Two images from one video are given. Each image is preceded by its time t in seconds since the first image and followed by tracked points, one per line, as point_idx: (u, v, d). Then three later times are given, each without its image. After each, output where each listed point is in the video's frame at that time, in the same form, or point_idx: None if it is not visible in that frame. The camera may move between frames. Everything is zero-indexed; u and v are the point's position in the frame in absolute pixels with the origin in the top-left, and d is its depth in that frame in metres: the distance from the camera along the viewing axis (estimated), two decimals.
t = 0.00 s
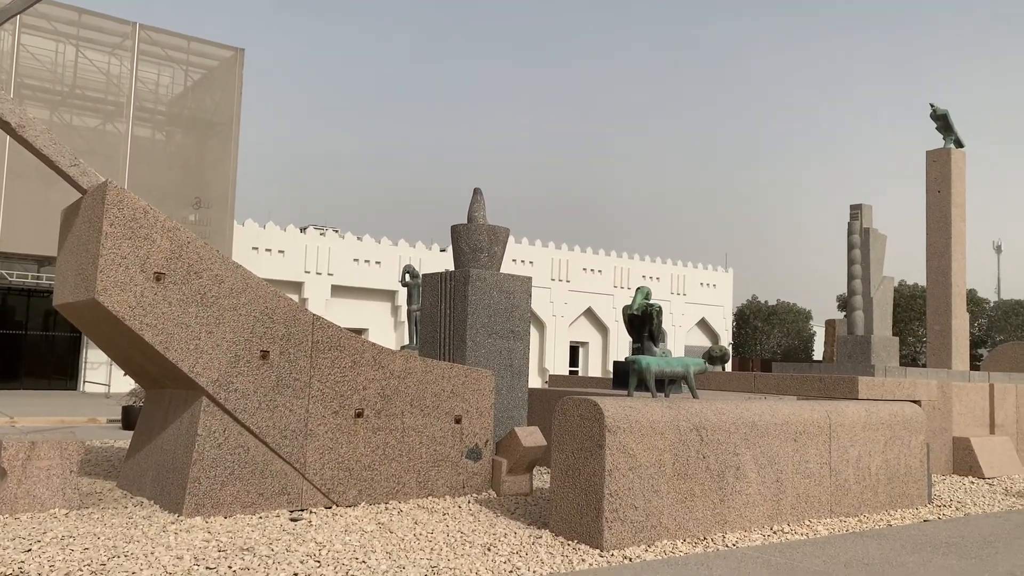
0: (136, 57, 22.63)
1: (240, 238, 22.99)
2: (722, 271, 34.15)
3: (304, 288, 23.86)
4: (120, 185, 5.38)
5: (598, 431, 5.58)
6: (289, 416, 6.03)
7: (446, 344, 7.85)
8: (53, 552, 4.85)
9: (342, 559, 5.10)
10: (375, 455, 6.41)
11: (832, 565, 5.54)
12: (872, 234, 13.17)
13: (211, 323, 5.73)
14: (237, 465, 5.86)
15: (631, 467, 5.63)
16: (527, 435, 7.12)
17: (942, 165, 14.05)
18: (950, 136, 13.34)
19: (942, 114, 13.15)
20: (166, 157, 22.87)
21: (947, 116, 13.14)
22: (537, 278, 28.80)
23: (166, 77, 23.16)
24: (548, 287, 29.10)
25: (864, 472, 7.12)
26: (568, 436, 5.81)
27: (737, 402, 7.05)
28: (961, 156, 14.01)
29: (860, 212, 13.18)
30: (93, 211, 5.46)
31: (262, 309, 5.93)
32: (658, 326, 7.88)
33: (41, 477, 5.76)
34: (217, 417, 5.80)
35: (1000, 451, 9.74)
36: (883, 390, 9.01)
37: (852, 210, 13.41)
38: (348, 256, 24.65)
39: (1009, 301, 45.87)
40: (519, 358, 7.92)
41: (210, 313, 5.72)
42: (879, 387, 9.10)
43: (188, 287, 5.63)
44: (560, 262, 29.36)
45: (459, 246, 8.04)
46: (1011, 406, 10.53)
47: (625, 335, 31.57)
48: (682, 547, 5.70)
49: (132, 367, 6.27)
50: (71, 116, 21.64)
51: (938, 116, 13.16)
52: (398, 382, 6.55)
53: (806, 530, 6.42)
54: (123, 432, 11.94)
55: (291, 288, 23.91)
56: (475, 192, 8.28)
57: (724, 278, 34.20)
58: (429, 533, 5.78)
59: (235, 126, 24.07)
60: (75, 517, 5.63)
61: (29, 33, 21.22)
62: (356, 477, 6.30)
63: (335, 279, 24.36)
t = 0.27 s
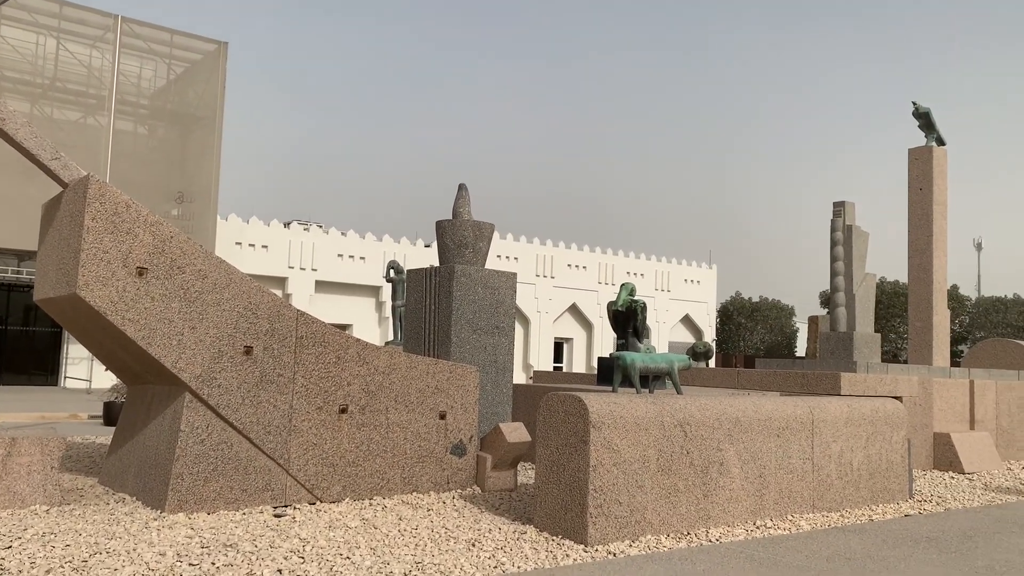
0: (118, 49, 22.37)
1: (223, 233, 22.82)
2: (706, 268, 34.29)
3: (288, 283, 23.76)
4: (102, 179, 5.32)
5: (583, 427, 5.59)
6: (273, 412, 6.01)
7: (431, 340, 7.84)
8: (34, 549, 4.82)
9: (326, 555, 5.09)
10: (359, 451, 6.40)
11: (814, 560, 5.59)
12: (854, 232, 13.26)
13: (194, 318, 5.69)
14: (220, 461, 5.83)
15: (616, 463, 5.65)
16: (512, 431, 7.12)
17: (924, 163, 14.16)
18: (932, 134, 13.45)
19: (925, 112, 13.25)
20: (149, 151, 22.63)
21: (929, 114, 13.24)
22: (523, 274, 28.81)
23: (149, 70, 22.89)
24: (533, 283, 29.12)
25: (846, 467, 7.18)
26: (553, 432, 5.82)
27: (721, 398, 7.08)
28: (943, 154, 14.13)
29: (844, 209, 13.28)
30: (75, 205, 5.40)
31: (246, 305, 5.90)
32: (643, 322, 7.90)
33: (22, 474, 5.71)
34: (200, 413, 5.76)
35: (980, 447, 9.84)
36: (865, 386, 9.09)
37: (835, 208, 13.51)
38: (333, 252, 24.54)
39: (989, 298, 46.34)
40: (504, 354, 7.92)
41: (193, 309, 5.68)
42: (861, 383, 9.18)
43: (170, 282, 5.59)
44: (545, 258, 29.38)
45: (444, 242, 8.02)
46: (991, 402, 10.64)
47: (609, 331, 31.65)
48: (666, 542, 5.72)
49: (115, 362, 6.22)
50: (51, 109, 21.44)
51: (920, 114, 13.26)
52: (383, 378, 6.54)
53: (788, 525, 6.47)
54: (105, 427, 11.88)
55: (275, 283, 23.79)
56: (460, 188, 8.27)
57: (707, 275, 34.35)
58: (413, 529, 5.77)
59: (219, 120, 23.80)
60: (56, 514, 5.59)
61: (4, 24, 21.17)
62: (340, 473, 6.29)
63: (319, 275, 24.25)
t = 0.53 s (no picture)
0: (97, 48, 22.16)
1: (204, 233, 22.67)
2: (687, 267, 34.46)
3: (269, 283, 23.66)
4: (81, 179, 5.28)
5: (565, 427, 5.61)
6: (254, 413, 5.98)
7: (413, 340, 7.83)
8: (12, 552, 4.77)
9: (308, 556, 5.08)
10: (342, 452, 6.39)
11: (794, 557, 5.64)
12: (834, 231, 13.38)
13: (175, 319, 5.66)
14: (201, 462, 5.80)
15: (598, 462, 5.67)
16: (495, 431, 7.13)
17: (903, 163, 14.31)
18: (910, 135, 13.59)
19: (903, 113, 13.39)
20: (128, 150, 22.41)
21: (908, 115, 13.38)
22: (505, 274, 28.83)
23: (129, 69, 22.72)
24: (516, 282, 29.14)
25: (826, 465, 7.25)
26: (535, 432, 5.84)
27: (702, 397, 7.13)
28: (920, 154, 14.28)
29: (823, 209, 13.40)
30: (53, 205, 5.35)
31: (227, 305, 5.87)
32: (625, 321, 7.93)
33: None
34: (180, 415, 5.73)
35: (957, 444, 9.96)
36: (845, 384, 9.18)
37: (814, 208, 13.63)
38: (313, 252, 24.48)
39: (966, 296, 46.89)
40: (487, 353, 7.92)
41: (174, 310, 5.65)
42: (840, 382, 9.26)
43: (151, 283, 5.56)
44: (528, 258, 29.41)
45: (427, 242, 8.02)
46: (968, 400, 10.78)
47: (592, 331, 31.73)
48: (648, 541, 5.76)
49: (94, 364, 6.17)
50: (29, 108, 21.16)
51: (898, 115, 13.39)
52: (365, 378, 6.53)
53: (769, 523, 6.52)
54: (84, 429, 11.77)
55: (255, 284, 23.70)
56: (442, 188, 8.27)
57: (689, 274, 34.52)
58: (396, 530, 5.77)
59: (199, 120, 23.61)
60: (35, 517, 5.54)
61: None
62: (322, 474, 6.27)
63: (301, 275, 24.17)
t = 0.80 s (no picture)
0: (71, 49, 21.90)
1: (180, 236, 22.48)
2: (666, 269, 34.62)
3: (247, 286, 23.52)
4: (54, 181, 5.22)
5: (543, 429, 5.62)
6: (231, 417, 5.94)
7: (392, 343, 7.81)
8: None
9: (285, 560, 5.05)
10: (319, 455, 6.36)
11: (771, 557, 5.68)
12: (810, 233, 13.50)
13: (150, 322, 5.61)
14: (177, 467, 5.75)
15: (576, 464, 5.68)
16: (474, 434, 7.13)
17: (877, 165, 14.46)
18: (884, 138, 13.74)
19: (877, 116, 13.54)
20: (103, 152, 22.17)
21: (882, 117, 13.53)
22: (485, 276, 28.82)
23: (103, 70, 22.49)
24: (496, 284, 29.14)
25: (802, 465, 7.31)
26: (514, 434, 5.84)
27: (679, 397, 7.16)
28: (895, 157, 14.44)
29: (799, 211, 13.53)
30: (25, 208, 5.28)
31: (203, 309, 5.83)
32: (603, 323, 7.95)
33: None
34: (156, 419, 5.68)
35: (931, 444, 10.08)
36: (821, 385, 9.26)
37: (790, 210, 13.75)
38: (292, 255, 24.35)
39: (940, 297, 47.47)
40: (466, 356, 7.92)
41: (149, 313, 5.60)
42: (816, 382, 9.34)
43: (126, 286, 5.50)
44: (507, 260, 29.42)
45: (405, 244, 8.00)
46: (942, 400, 10.91)
47: (572, 332, 31.80)
48: (626, 542, 5.78)
49: (68, 368, 6.10)
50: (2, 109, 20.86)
51: (873, 117, 13.54)
52: (343, 381, 6.50)
53: (746, 523, 6.57)
54: (58, 434, 11.63)
55: (232, 287, 23.54)
56: (421, 190, 8.26)
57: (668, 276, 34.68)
58: (374, 533, 5.75)
59: (174, 122, 23.40)
60: (7, 524, 5.46)
61: None
62: (299, 478, 6.24)
63: (279, 278, 24.05)
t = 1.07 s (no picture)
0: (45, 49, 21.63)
1: (156, 237, 22.24)
2: (645, 270, 34.76)
3: (224, 288, 23.36)
4: (28, 183, 5.17)
5: (522, 430, 5.63)
6: (208, 420, 5.90)
7: (371, 344, 7.79)
8: None
9: (263, 563, 5.03)
10: (297, 458, 6.33)
11: (749, 556, 5.73)
12: (786, 235, 13.62)
13: (126, 325, 5.56)
14: (153, 470, 5.71)
15: (555, 465, 5.70)
16: (453, 435, 7.13)
17: (853, 167, 14.61)
18: (860, 140, 13.88)
19: (853, 118, 13.67)
20: (79, 152, 21.99)
21: (858, 119, 13.67)
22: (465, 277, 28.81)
23: (78, 70, 22.32)
24: (476, 285, 29.12)
25: (779, 464, 7.37)
26: (493, 435, 5.85)
27: (658, 398, 7.20)
28: (870, 159, 14.60)
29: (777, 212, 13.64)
30: None
31: (179, 311, 5.79)
32: (583, 324, 7.97)
33: None
34: (132, 422, 5.63)
35: (906, 443, 10.20)
36: (798, 385, 9.34)
37: (768, 211, 13.86)
38: (270, 256, 24.23)
39: (916, 297, 48.03)
40: (445, 358, 7.92)
41: (124, 315, 5.55)
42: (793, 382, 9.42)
43: (101, 288, 5.45)
44: (487, 261, 29.43)
45: (384, 246, 7.99)
46: (918, 399, 11.03)
47: (552, 333, 31.85)
48: (605, 542, 5.80)
49: (42, 371, 6.03)
50: None
51: (849, 120, 13.67)
52: (321, 383, 6.48)
53: (724, 523, 6.62)
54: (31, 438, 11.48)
55: (210, 288, 23.38)
56: (400, 191, 8.24)
57: (647, 277, 34.83)
58: (353, 535, 5.74)
59: (150, 123, 23.26)
60: None
61: None
62: (277, 480, 6.21)
63: (257, 280, 23.90)
